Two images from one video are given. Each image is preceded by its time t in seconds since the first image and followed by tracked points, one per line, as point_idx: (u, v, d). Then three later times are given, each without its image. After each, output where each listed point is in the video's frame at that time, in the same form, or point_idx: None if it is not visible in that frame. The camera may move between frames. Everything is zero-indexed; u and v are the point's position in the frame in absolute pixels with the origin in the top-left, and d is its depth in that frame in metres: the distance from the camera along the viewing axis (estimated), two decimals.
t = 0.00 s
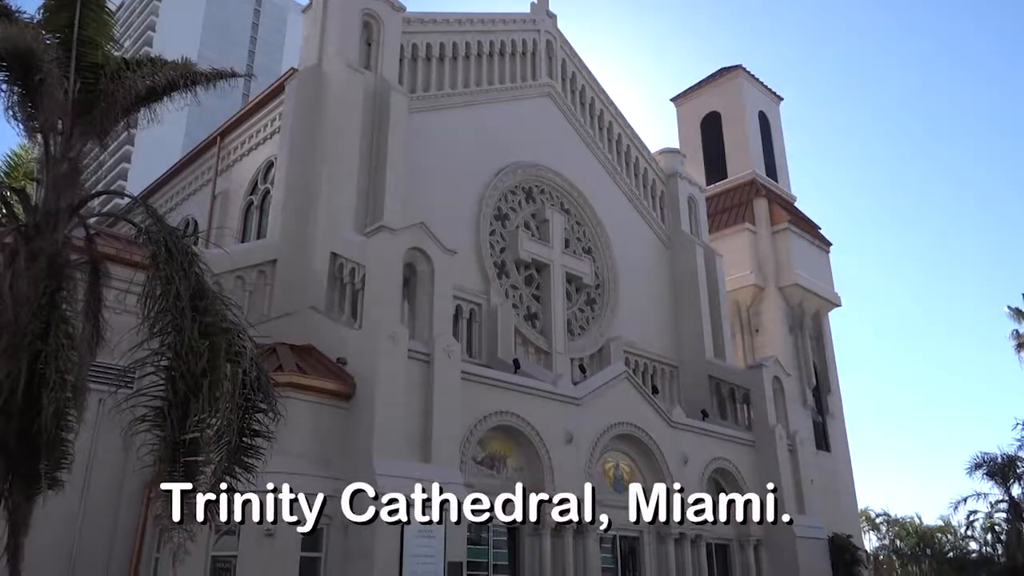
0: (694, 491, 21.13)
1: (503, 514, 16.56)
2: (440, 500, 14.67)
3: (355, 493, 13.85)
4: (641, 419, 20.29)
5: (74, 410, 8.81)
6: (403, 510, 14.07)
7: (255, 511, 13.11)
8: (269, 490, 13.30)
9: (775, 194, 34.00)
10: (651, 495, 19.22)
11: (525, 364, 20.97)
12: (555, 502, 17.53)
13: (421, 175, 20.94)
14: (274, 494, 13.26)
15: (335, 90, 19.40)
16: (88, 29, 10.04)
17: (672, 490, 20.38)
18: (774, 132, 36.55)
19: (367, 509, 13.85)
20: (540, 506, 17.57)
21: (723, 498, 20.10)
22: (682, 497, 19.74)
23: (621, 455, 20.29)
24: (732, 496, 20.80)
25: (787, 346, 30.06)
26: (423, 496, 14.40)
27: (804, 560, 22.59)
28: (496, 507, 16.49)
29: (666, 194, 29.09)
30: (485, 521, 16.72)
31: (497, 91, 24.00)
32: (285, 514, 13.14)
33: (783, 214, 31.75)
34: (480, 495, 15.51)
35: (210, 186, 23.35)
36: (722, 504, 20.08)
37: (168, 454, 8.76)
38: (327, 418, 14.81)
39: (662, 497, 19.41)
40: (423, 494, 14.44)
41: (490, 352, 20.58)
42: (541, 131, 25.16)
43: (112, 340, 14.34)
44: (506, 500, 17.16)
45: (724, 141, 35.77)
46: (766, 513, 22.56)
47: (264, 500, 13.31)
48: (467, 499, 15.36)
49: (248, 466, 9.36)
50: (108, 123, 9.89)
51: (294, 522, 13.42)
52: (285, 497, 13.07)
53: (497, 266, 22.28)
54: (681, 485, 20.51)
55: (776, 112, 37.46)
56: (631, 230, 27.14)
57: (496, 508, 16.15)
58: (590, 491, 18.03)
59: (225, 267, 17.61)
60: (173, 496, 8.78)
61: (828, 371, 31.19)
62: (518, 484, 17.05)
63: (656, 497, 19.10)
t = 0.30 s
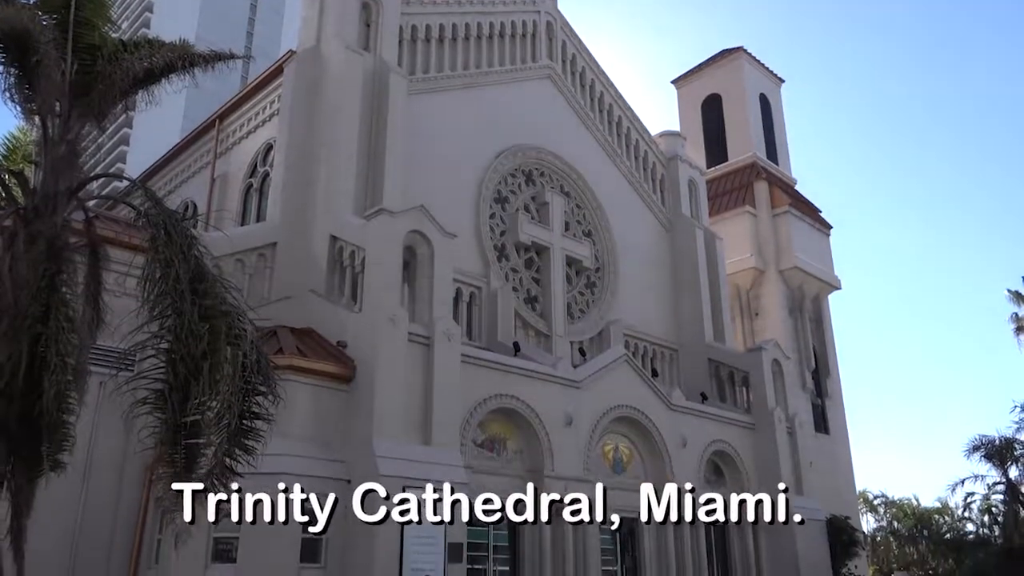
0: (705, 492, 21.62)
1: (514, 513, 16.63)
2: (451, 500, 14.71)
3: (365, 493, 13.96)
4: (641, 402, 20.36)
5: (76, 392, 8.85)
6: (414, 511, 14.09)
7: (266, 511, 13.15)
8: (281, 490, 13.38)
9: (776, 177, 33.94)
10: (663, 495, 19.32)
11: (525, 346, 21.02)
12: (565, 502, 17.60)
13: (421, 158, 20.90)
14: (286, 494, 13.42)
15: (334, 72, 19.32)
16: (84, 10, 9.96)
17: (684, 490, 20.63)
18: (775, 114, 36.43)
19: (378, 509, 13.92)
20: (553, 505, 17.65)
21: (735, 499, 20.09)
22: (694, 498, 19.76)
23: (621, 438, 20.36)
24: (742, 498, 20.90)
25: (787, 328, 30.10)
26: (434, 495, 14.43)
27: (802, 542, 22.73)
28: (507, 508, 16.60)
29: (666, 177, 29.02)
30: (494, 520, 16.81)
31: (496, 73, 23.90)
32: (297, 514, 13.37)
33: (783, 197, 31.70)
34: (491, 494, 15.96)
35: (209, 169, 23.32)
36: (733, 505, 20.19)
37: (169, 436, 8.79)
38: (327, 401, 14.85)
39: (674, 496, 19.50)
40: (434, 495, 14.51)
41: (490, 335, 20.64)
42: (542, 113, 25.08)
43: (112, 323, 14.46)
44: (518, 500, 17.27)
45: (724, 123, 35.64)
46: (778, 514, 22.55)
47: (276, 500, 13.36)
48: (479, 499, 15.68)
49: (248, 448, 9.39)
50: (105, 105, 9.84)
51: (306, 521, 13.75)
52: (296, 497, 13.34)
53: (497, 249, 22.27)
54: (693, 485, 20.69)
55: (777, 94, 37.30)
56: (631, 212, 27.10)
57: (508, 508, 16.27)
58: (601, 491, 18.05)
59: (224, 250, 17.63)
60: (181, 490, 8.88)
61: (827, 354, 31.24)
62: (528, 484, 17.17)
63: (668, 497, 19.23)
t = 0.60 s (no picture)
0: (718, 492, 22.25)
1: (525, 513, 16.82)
2: (462, 500, 15.07)
3: (377, 493, 13.99)
4: (641, 384, 20.42)
5: (76, 375, 8.86)
6: (425, 510, 14.35)
7: (278, 511, 13.33)
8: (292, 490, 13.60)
9: (776, 159, 33.85)
10: (674, 495, 19.56)
11: (525, 329, 21.07)
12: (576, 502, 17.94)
13: (421, 141, 20.84)
14: (298, 494, 13.67)
15: (333, 54, 19.22)
16: None
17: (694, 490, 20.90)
18: (776, 96, 36.29)
19: (389, 508, 14.02)
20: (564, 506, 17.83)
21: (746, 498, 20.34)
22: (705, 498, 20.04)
23: (621, 421, 20.44)
24: (753, 497, 21.24)
25: (786, 311, 30.13)
26: (445, 495, 14.79)
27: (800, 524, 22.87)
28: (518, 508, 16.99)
29: (666, 160, 28.93)
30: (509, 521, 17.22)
31: (496, 55, 23.78)
32: (308, 513, 13.67)
33: (784, 179, 31.62)
34: (503, 495, 16.44)
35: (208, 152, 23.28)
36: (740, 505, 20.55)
37: (170, 419, 8.82)
38: (327, 383, 14.90)
39: (686, 496, 19.82)
40: (446, 494, 14.84)
41: (490, 318, 20.69)
42: (542, 95, 24.98)
43: (113, 306, 14.57)
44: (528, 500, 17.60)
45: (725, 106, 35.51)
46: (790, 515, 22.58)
47: (288, 499, 13.57)
48: (490, 499, 16.11)
49: (248, 431, 9.41)
50: (103, 87, 9.77)
51: (316, 522, 13.96)
52: (308, 496, 13.60)
53: (497, 232, 22.26)
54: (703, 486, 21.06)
55: (779, 76, 37.13)
56: (631, 195, 27.05)
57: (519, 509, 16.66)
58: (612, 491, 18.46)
59: (224, 233, 17.64)
60: (181, 471, 8.92)
61: (826, 336, 31.28)
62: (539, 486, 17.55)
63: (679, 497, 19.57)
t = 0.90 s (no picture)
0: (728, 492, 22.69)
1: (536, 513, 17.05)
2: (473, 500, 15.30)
3: (388, 493, 14.07)
4: (641, 369, 20.47)
5: (76, 359, 8.89)
6: (436, 510, 14.57)
7: (289, 511, 13.36)
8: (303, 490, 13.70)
9: (777, 143, 33.75)
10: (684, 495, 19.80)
11: (525, 313, 21.09)
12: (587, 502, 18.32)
13: (421, 125, 20.78)
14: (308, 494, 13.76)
15: (331, 37, 19.12)
16: None
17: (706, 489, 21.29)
18: (777, 80, 36.14)
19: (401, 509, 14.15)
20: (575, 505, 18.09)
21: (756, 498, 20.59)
22: (716, 498, 20.34)
23: (621, 405, 20.49)
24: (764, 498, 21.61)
25: (786, 295, 30.13)
26: (456, 496, 14.89)
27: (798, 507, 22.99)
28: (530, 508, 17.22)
29: (667, 143, 28.84)
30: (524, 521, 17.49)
31: (496, 38, 23.67)
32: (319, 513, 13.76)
33: (784, 163, 31.54)
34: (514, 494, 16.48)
35: (207, 135, 23.21)
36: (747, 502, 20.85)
37: (171, 402, 8.83)
38: (327, 367, 14.93)
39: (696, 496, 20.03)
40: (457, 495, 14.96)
41: (490, 302, 20.73)
42: (541, 79, 24.87)
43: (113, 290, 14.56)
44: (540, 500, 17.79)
45: (726, 89, 35.37)
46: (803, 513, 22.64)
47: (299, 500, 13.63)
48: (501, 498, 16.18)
49: (248, 415, 9.45)
50: (101, 70, 9.72)
51: (327, 522, 13.98)
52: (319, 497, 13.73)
53: (496, 216, 22.24)
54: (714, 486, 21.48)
55: (780, 59, 36.95)
56: (631, 179, 26.99)
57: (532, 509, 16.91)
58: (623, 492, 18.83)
59: (224, 218, 17.69)
60: (183, 455, 8.97)
61: (826, 320, 31.31)
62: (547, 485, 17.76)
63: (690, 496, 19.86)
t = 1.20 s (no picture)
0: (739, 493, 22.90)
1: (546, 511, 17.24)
2: (484, 499, 15.29)
3: (398, 493, 14.11)
4: (641, 353, 20.51)
5: (77, 343, 8.89)
6: (448, 510, 14.60)
7: (300, 511, 13.52)
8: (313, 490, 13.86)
9: (777, 127, 33.66)
10: (694, 494, 19.42)
11: (525, 298, 21.12)
12: (599, 502, 18.64)
13: (421, 109, 20.71)
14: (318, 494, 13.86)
15: (330, 21, 19.04)
16: None
17: (717, 491, 21.65)
18: (778, 63, 35.99)
19: (409, 508, 14.23)
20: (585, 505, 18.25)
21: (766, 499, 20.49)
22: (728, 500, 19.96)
23: (621, 389, 20.54)
24: (775, 498, 21.79)
25: (786, 279, 30.14)
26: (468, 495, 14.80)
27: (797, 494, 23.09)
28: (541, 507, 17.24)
29: (667, 127, 28.74)
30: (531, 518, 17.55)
31: (496, 21, 23.55)
32: (330, 513, 13.79)
33: (785, 147, 31.46)
34: (524, 494, 16.17)
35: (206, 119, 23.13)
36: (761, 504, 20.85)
37: (172, 386, 8.85)
38: (328, 351, 14.97)
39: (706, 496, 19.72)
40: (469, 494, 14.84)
41: (490, 286, 20.77)
42: (541, 62, 24.75)
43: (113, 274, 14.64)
44: (552, 500, 17.92)
45: (727, 72, 35.22)
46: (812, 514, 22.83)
47: (310, 500, 13.80)
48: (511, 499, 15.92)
49: (247, 399, 9.47)
50: (99, 54, 9.60)
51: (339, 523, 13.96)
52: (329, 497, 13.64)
53: (496, 200, 22.21)
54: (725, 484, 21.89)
55: (781, 42, 36.78)
56: (631, 163, 26.92)
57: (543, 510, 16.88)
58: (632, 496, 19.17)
59: (223, 202, 17.72)
60: (184, 438, 9.00)
61: (825, 305, 31.33)
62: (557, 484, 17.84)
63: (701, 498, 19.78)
